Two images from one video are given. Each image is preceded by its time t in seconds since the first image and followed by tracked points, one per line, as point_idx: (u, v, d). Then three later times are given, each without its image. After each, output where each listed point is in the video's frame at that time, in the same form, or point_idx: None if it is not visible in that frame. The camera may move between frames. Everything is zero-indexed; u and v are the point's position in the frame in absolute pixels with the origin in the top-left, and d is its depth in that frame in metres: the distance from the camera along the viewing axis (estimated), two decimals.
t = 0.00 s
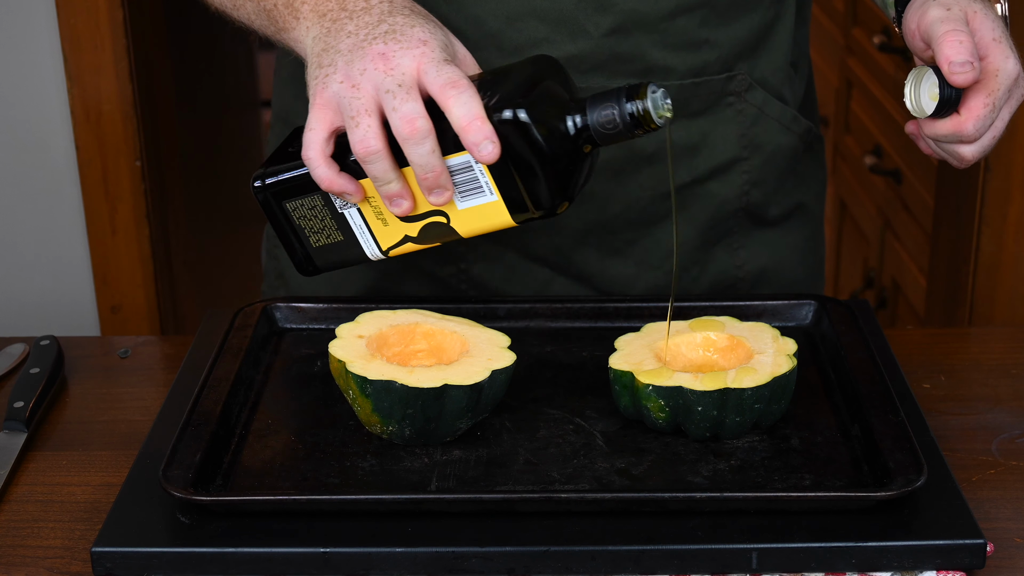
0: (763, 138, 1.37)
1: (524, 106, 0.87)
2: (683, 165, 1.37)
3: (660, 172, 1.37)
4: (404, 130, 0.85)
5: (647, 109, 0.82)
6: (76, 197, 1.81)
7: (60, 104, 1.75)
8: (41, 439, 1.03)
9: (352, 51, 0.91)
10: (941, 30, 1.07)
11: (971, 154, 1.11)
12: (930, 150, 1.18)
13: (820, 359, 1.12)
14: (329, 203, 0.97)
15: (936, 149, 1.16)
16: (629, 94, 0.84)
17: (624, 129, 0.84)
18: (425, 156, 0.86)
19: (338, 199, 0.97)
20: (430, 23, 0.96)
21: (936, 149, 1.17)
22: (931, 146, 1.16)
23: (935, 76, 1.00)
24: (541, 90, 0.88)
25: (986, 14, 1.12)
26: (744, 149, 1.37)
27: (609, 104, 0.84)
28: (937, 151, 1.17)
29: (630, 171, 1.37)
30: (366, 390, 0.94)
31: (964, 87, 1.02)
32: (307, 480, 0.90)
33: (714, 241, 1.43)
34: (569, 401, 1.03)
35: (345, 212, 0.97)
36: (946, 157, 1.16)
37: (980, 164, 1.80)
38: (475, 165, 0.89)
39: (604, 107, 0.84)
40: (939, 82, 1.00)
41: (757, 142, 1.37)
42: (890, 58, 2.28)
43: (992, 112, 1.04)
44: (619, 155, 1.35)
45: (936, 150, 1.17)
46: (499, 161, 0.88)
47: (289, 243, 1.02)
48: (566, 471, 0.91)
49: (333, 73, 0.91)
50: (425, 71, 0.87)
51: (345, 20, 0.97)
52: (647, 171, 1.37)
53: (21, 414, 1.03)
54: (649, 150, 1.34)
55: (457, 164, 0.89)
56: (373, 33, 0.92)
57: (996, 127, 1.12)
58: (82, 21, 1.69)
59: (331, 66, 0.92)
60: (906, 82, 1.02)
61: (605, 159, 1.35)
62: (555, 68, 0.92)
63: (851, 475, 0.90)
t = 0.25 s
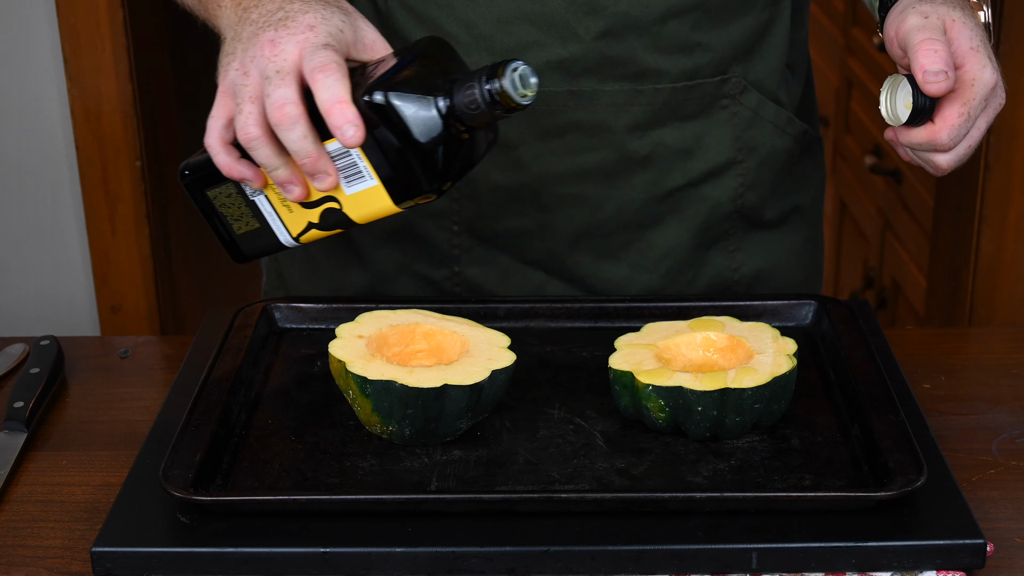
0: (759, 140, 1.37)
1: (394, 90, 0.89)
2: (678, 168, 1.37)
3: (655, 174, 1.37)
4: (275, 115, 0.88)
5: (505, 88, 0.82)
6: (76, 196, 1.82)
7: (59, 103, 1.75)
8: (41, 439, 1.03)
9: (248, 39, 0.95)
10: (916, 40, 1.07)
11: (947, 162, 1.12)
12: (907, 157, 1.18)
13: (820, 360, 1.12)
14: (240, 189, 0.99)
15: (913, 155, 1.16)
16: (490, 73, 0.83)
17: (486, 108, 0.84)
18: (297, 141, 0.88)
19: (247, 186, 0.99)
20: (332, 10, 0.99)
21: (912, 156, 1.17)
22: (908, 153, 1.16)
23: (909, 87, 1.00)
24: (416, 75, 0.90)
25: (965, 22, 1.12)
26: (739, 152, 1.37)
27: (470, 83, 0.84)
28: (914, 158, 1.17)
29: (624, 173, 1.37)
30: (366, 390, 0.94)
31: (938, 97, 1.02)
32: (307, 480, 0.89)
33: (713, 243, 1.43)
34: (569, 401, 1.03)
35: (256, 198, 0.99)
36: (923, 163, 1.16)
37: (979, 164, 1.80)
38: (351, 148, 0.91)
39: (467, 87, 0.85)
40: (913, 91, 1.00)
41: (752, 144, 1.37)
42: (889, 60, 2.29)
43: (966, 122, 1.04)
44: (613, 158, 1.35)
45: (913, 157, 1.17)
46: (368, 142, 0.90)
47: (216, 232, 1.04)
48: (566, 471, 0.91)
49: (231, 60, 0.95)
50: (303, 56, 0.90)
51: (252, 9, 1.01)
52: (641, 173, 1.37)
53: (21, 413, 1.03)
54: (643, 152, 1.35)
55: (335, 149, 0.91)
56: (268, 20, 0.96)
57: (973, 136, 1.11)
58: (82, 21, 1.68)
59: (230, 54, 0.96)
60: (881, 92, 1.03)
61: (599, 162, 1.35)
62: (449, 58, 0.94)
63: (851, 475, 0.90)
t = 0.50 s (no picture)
0: (753, 142, 1.37)
1: (293, 144, 0.90)
2: (671, 169, 1.36)
3: (649, 176, 1.37)
4: (172, 143, 0.90)
5: (395, 173, 0.88)
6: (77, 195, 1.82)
7: (59, 102, 1.75)
8: (41, 439, 1.03)
9: (165, 64, 1.00)
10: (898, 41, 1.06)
11: (928, 166, 1.13)
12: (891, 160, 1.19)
13: (821, 360, 1.12)
14: (134, 199, 1.01)
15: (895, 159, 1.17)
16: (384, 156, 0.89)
17: (374, 189, 0.89)
18: (190, 173, 0.90)
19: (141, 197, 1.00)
20: (255, 45, 1.05)
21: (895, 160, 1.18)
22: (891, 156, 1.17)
23: (889, 91, 1.01)
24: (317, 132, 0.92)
25: (947, 25, 1.12)
26: (733, 154, 1.37)
27: (364, 160, 0.89)
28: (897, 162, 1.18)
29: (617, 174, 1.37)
30: (366, 390, 0.94)
31: (918, 101, 1.02)
32: (307, 480, 0.89)
33: (711, 242, 1.43)
34: (568, 401, 1.03)
35: (148, 209, 1.01)
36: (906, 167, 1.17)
37: (980, 164, 1.80)
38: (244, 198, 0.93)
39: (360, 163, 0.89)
40: (892, 96, 1.01)
41: (746, 145, 1.37)
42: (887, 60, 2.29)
43: (946, 126, 1.06)
44: (604, 160, 1.34)
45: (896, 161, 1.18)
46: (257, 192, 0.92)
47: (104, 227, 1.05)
48: (566, 471, 0.91)
49: (144, 78, 1.00)
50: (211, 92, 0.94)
51: (178, 27, 1.08)
52: (633, 175, 1.37)
53: (21, 413, 1.03)
54: (635, 154, 1.34)
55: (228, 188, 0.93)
56: (188, 44, 1.02)
57: (954, 139, 1.12)
58: (82, 21, 1.69)
59: (148, 68, 1.02)
60: (862, 94, 1.04)
61: (590, 164, 1.35)
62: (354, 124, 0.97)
63: (851, 475, 0.90)
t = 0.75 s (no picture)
0: (750, 142, 1.37)
1: (311, 174, 0.92)
2: (668, 170, 1.36)
3: (647, 176, 1.37)
4: (190, 169, 0.91)
5: (416, 211, 0.92)
6: (78, 195, 1.83)
7: (60, 104, 1.75)
8: (41, 439, 1.03)
9: (176, 78, 0.98)
10: (887, 44, 1.06)
11: (919, 169, 1.14)
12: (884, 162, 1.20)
13: (821, 360, 1.12)
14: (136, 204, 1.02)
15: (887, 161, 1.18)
16: (406, 193, 0.93)
17: (392, 223, 0.92)
18: (208, 197, 0.92)
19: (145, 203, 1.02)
20: (263, 62, 1.04)
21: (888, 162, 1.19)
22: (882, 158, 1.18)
23: (879, 94, 1.02)
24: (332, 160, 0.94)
25: (939, 28, 1.12)
26: (730, 154, 1.37)
27: (386, 197, 0.92)
28: (890, 164, 1.19)
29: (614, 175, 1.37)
30: (367, 390, 0.94)
31: (906, 104, 1.02)
32: (307, 480, 0.89)
33: (710, 243, 1.43)
34: (568, 401, 1.03)
35: (148, 213, 1.03)
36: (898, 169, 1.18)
37: (980, 164, 1.80)
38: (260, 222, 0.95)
39: (381, 198, 0.93)
40: (883, 99, 1.01)
41: (744, 146, 1.37)
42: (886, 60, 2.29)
43: (937, 129, 1.06)
44: (601, 160, 1.34)
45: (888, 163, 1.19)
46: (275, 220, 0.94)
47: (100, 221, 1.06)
48: (566, 471, 0.91)
49: (152, 89, 0.98)
50: (229, 116, 0.94)
51: (183, 37, 1.06)
52: (630, 175, 1.36)
53: (21, 414, 1.03)
54: (631, 154, 1.34)
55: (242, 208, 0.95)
56: (197, 59, 1.00)
57: (946, 142, 1.12)
58: (82, 22, 1.69)
59: (153, 80, 1.00)
60: (853, 98, 1.04)
61: (586, 164, 1.35)
62: (366, 151, 1.00)
63: (851, 475, 0.90)
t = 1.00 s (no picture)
0: (750, 142, 1.37)
1: (309, 185, 0.92)
2: (668, 170, 1.36)
3: (646, 177, 1.37)
4: (187, 175, 0.90)
5: (415, 228, 0.90)
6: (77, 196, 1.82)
7: (59, 104, 1.75)
8: (41, 439, 1.03)
9: (178, 86, 0.98)
10: (885, 43, 1.06)
11: (916, 168, 1.14)
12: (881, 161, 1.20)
13: (821, 360, 1.12)
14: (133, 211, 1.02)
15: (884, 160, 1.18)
16: (405, 210, 0.91)
17: (390, 240, 0.90)
18: (204, 205, 0.91)
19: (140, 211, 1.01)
20: (267, 72, 1.04)
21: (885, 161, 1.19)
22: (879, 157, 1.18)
23: (875, 94, 1.02)
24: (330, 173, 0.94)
25: (936, 27, 1.12)
26: (730, 154, 1.37)
27: (384, 213, 0.90)
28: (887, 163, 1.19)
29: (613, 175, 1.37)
30: (367, 390, 0.94)
31: (902, 103, 1.02)
32: (307, 480, 0.89)
33: (710, 242, 1.43)
34: (568, 401, 1.03)
35: (144, 220, 1.02)
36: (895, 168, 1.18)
37: (980, 164, 1.80)
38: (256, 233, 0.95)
39: (379, 214, 0.91)
40: (879, 98, 1.01)
41: (743, 146, 1.37)
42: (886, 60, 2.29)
43: (933, 128, 1.06)
44: (600, 160, 1.34)
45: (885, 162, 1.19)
46: (272, 231, 0.94)
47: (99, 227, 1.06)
48: (566, 471, 0.91)
49: (153, 95, 0.98)
50: (229, 124, 0.93)
51: (187, 45, 1.06)
52: (629, 175, 1.36)
53: (21, 413, 1.03)
54: (630, 155, 1.34)
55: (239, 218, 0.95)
56: (201, 67, 1.00)
57: (943, 141, 1.12)
58: (82, 22, 1.69)
59: (156, 86, 1.00)
60: (850, 98, 1.05)
61: (586, 164, 1.34)
62: (365, 164, 0.99)
63: (851, 475, 0.90)
